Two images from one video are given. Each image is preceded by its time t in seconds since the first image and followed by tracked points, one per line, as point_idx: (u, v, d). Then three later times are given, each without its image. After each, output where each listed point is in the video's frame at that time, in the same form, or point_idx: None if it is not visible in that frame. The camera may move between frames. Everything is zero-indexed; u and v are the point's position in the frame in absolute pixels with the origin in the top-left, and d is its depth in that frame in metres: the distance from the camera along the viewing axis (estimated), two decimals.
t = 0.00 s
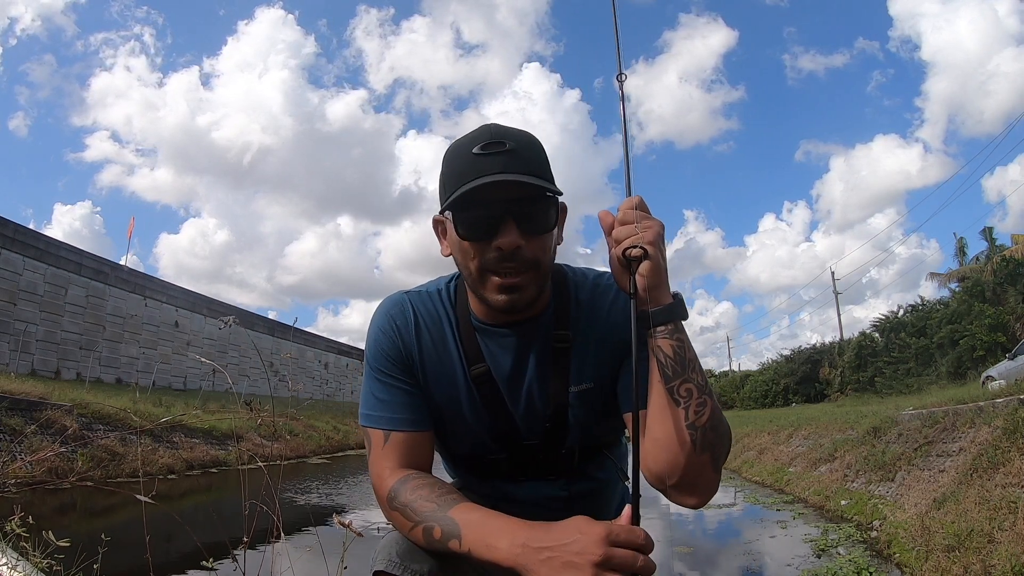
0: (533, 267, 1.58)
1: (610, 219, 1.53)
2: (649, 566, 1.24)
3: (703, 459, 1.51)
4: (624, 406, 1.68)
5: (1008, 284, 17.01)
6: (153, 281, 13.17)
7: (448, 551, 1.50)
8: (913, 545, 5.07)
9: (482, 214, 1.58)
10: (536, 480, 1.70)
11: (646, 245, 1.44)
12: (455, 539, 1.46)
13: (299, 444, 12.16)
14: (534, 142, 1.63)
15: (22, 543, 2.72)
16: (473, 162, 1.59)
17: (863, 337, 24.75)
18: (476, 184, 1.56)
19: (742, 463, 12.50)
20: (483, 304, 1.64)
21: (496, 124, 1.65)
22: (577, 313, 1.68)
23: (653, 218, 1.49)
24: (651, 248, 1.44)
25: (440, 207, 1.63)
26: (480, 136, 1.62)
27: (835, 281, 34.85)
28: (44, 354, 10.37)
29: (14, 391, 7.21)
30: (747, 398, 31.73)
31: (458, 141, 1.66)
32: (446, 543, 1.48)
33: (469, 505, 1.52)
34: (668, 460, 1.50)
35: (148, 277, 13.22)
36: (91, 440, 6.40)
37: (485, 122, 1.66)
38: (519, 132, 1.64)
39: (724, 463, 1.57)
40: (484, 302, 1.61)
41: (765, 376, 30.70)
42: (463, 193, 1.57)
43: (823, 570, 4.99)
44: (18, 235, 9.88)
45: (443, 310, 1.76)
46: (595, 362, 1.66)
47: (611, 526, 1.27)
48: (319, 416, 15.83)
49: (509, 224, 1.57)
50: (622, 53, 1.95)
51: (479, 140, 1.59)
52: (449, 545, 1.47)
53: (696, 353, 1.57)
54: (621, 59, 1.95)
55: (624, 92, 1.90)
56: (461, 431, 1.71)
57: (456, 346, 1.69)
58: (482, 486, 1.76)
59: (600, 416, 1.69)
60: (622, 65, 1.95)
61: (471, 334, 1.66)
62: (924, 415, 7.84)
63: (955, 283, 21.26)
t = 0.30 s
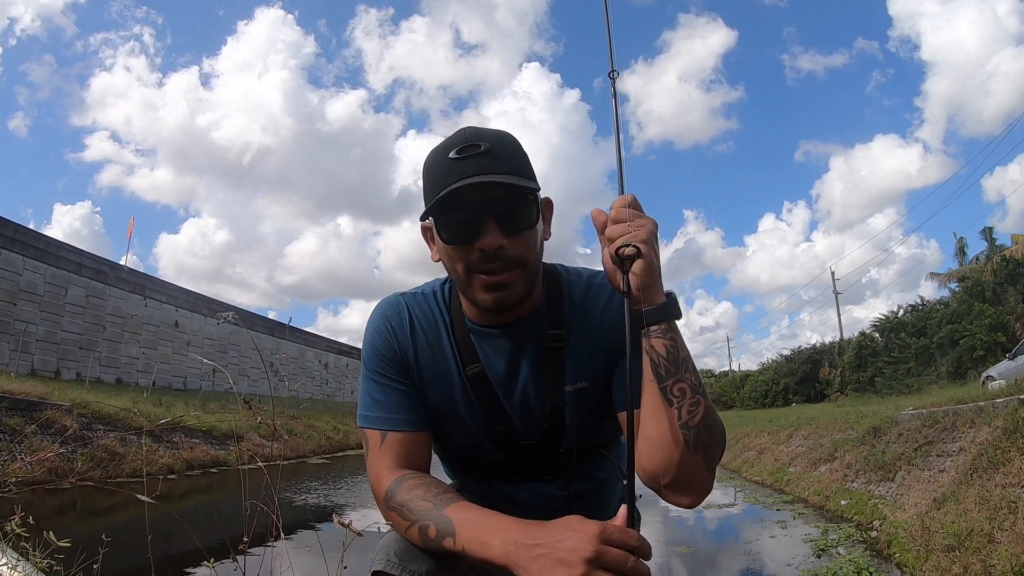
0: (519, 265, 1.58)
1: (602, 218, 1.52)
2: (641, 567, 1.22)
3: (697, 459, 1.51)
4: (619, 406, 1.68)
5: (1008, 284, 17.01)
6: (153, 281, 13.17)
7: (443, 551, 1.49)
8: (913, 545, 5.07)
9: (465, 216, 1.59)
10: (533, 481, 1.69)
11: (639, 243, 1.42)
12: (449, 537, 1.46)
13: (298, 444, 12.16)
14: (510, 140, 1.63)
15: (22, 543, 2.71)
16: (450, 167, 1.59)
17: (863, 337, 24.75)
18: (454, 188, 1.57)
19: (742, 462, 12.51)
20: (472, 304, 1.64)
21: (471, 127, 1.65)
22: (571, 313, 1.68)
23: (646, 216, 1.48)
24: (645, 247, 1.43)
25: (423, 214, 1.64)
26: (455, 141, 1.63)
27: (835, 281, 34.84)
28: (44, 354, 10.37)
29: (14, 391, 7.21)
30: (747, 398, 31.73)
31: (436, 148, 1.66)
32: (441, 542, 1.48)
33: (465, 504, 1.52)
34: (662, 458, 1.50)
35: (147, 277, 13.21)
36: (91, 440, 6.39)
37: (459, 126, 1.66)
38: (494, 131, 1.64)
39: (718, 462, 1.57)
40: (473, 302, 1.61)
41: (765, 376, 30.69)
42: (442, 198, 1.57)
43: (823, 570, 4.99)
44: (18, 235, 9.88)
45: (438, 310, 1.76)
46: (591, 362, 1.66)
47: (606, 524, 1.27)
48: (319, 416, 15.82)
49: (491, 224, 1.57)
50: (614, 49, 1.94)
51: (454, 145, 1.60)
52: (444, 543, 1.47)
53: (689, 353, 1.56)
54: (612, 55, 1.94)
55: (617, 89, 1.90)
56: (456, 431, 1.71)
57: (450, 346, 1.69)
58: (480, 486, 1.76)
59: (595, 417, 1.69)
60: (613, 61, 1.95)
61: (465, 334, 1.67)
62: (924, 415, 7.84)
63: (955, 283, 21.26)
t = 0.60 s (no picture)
0: (516, 266, 1.58)
1: (596, 218, 1.52)
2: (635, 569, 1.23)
3: (692, 460, 1.50)
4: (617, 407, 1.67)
5: (1008, 284, 17.02)
6: (153, 281, 13.16)
7: (440, 551, 1.49)
8: (913, 545, 5.07)
9: (459, 221, 1.58)
10: (533, 481, 1.69)
11: (632, 243, 1.43)
12: (445, 537, 1.46)
13: (298, 444, 12.16)
14: (499, 140, 1.62)
15: (22, 543, 2.71)
16: (441, 173, 1.59)
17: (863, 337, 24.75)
18: (445, 194, 1.56)
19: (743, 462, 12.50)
20: (469, 306, 1.64)
21: (459, 131, 1.64)
22: (569, 313, 1.68)
23: (639, 215, 1.49)
24: (638, 247, 1.43)
25: (416, 221, 1.64)
26: (444, 146, 1.62)
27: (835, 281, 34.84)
28: (44, 354, 10.36)
29: (14, 391, 7.21)
30: (747, 398, 31.73)
31: (426, 153, 1.66)
32: (437, 542, 1.48)
33: (462, 504, 1.52)
34: (656, 460, 1.51)
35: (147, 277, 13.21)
36: (91, 440, 6.39)
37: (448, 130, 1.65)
38: (483, 134, 1.63)
39: (715, 464, 1.56)
40: (471, 305, 1.62)
41: (765, 376, 30.69)
42: (435, 204, 1.57)
43: (823, 570, 4.98)
44: (18, 235, 9.87)
45: (437, 311, 1.76)
46: (589, 362, 1.66)
47: (601, 527, 1.27)
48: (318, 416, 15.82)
49: (485, 228, 1.57)
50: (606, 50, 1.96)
51: (444, 150, 1.59)
52: (441, 543, 1.47)
53: (684, 353, 1.56)
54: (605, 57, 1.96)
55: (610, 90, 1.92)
56: (456, 432, 1.71)
57: (449, 348, 1.69)
58: (480, 486, 1.76)
59: (593, 417, 1.69)
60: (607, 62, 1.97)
61: (464, 336, 1.67)
62: (924, 415, 7.84)
63: (955, 283, 21.26)
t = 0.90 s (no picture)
0: (517, 266, 1.58)
1: (593, 217, 1.52)
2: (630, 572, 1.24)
3: (691, 461, 1.50)
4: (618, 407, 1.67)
5: (1008, 284, 17.02)
6: (153, 281, 13.16)
7: (433, 550, 1.49)
8: (913, 545, 5.07)
9: (461, 220, 1.58)
10: (532, 482, 1.69)
11: (628, 243, 1.43)
12: (439, 537, 1.46)
13: (298, 444, 12.16)
14: (503, 139, 1.62)
15: (22, 543, 2.70)
16: (443, 171, 1.59)
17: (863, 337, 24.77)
18: (448, 192, 1.56)
19: (743, 462, 12.52)
20: (471, 306, 1.64)
21: (462, 129, 1.64)
22: (569, 313, 1.68)
23: (636, 215, 1.49)
24: (634, 246, 1.44)
25: (418, 219, 1.64)
26: (447, 144, 1.62)
27: (835, 281, 34.87)
28: (44, 354, 10.36)
29: (14, 391, 7.20)
30: (747, 399, 31.74)
31: (428, 150, 1.66)
32: (431, 541, 1.48)
33: (457, 503, 1.51)
34: (654, 462, 1.51)
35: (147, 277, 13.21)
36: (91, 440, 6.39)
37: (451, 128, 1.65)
38: (486, 132, 1.63)
39: (715, 465, 1.55)
40: (472, 303, 1.62)
41: (765, 376, 30.69)
42: (437, 203, 1.57)
43: (823, 570, 4.98)
44: (18, 235, 9.87)
45: (438, 311, 1.76)
46: (589, 361, 1.66)
47: (596, 532, 1.27)
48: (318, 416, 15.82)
49: (488, 227, 1.57)
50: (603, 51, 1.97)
51: (446, 148, 1.59)
52: (434, 543, 1.47)
53: (682, 353, 1.56)
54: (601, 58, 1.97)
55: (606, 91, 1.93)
56: (456, 432, 1.70)
57: (450, 348, 1.69)
58: (480, 486, 1.76)
59: (593, 418, 1.68)
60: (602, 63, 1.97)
61: (465, 335, 1.67)
62: (924, 415, 7.84)
63: (955, 283, 21.27)
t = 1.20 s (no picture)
0: (516, 269, 1.58)
1: (589, 216, 1.52)
2: None
3: (691, 460, 1.49)
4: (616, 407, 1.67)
5: (1007, 284, 17.02)
6: (153, 282, 13.16)
7: (427, 549, 1.49)
8: (913, 545, 5.07)
9: (466, 217, 1.58)
10: (532, 482, 1.69)
11: (623, 242, 1.43)
12: (431, 537, 1.46)
13: (299, 444, 12.17)
14: (516, 140, 1.62)
15: (22, 543, 2.71)
16: (454, 166, 1.59)
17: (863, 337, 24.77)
18: (456, 187, 1.56)
19: (743, 462, 12.52)
20: (469, 306, 1.64)
21: (478, 125, 1.64)
22: (568, 313, 1.68)
23: (631, 213, 1.48)
24: (629, 245, 1.43)
25: (424, 211, 1.64)
26: (461, 139, 1.62)
27: (835, 281, 34.87)
28: (44, 354, 10.36)
29: (14, 391, 7.21)
30: (747, 399, 31.75)
31: (442, 143, 1.66)
32: (424, 541, 1.48)
33: (451, 504, 1.51)
34: (655, 461, 1.50)
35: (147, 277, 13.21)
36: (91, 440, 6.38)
37: (467, 123, 1.66)
38: (500, 130, 1.63)
39: (715, 465, 1.55)
40: (470, 303, 1.62)
41: (765, 376, 30.69)
42: (443, 197, 1.57)
43: (823, 570, 4.99)
44: (18, 235, 9.87)
45: (438, 311, 1.76)
46: (587, 361, 1.66)
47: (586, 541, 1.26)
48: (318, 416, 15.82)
49: (491, 227, 1.57)
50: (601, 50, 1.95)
51: (459, 143, 1.59)
52: (428, 543, 1.47)
53: (681, 352, 1.55)
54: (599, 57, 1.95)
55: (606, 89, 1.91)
56: (455, 432, 1.71)
57: (449, 348, 1.69)
58: (480, 487, 1.76)
59: (593, 418, 1.68)
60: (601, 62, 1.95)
61: (464, 335, 1.66)
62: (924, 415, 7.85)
63: (955, 283, 21.28)
